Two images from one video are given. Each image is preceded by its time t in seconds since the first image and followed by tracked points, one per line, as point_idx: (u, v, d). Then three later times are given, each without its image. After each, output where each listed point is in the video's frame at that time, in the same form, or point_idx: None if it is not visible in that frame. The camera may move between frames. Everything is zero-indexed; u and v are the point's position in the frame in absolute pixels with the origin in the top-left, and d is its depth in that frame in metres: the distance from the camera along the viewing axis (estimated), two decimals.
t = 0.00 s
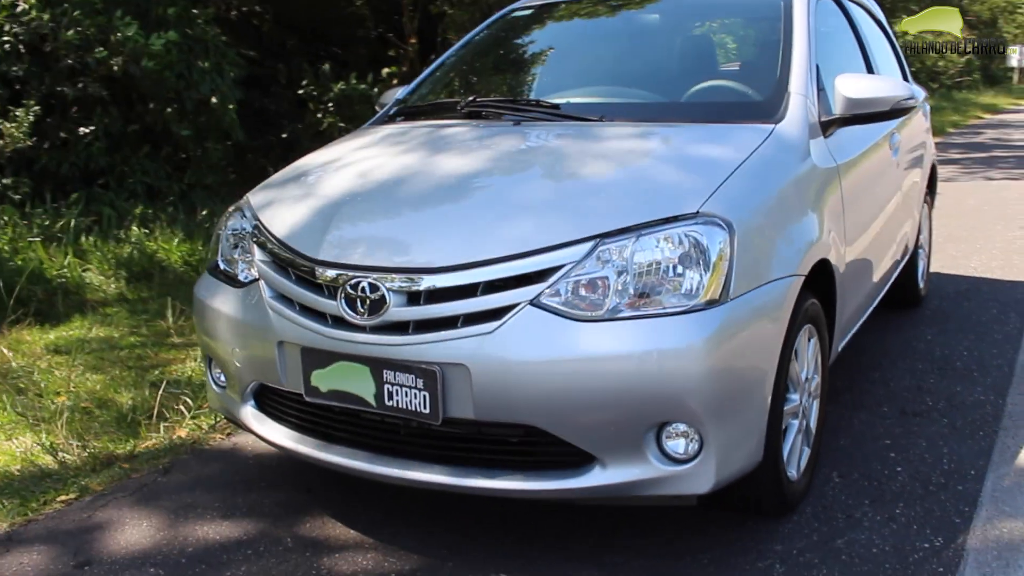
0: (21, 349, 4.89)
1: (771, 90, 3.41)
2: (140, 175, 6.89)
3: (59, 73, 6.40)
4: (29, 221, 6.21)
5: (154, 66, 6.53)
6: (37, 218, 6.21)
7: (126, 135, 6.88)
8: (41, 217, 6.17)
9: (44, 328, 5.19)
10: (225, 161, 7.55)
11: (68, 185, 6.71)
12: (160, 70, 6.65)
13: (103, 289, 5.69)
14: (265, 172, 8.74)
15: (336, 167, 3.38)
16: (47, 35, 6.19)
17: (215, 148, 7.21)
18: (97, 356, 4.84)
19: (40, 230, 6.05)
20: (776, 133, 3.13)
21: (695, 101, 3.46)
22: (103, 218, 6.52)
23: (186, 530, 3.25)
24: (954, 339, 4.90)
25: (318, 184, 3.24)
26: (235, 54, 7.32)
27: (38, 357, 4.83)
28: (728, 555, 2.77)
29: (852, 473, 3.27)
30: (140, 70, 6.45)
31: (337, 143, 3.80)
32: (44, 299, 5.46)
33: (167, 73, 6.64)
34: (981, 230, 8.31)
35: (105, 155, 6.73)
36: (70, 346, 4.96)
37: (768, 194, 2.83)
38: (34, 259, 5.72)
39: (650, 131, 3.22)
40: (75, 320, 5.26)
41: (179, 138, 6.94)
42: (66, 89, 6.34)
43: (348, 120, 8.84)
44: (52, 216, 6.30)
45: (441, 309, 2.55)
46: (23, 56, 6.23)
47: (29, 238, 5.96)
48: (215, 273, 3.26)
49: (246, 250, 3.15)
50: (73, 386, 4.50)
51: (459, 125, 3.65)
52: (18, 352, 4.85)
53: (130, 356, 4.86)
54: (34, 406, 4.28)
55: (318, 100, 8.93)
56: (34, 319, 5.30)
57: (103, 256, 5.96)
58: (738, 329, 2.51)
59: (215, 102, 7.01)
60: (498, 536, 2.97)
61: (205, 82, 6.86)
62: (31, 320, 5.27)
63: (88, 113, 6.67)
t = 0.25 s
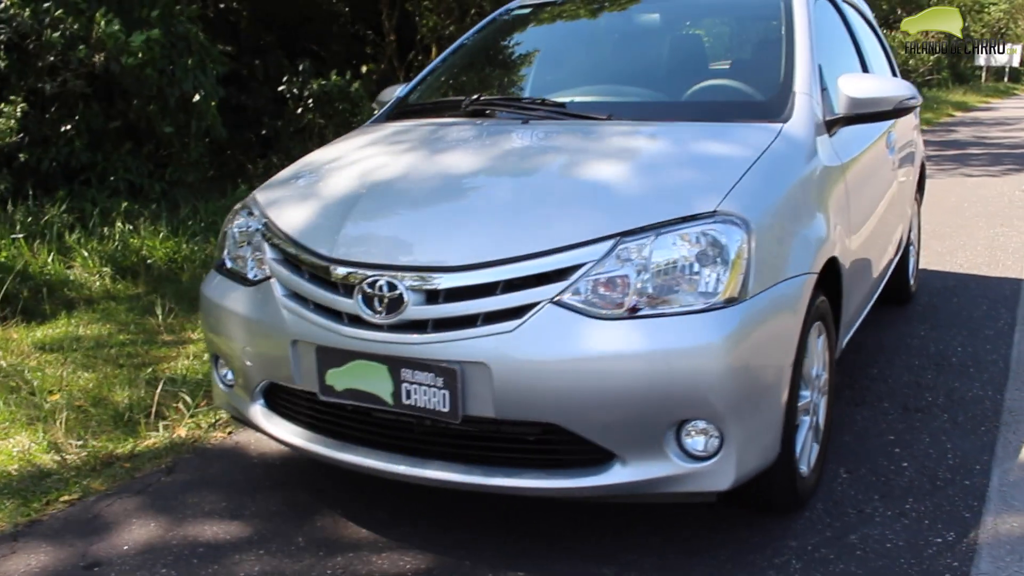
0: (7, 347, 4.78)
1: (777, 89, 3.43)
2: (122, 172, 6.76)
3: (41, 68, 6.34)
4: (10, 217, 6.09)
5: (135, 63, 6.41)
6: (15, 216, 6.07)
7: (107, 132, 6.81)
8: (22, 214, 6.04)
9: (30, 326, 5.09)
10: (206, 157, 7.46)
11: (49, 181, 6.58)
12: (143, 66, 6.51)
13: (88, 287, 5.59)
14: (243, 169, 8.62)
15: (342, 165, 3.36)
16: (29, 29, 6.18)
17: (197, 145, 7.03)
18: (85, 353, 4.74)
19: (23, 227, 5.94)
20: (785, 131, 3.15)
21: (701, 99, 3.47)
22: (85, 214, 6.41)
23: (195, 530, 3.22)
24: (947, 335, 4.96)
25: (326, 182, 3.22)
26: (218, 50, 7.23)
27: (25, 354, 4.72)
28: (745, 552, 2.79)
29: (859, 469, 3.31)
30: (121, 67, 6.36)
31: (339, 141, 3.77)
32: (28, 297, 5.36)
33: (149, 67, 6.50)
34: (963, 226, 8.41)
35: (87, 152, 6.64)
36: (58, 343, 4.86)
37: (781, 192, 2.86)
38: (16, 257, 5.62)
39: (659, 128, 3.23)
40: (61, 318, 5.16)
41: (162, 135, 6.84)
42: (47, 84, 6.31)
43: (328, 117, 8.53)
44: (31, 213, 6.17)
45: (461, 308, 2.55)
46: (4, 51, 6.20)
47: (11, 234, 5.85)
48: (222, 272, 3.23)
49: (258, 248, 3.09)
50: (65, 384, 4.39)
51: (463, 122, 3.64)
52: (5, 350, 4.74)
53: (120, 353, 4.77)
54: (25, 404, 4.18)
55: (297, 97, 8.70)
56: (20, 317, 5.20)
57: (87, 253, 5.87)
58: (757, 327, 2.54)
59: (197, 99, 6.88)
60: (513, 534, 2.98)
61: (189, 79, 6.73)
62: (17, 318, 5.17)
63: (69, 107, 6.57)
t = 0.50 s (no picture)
0: None
1: (780, 85, 3.41)
2: (112, 172, 6.69)
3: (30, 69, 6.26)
4: None
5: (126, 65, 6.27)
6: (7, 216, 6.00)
7: (96, 132, 6.73)
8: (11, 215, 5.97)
9: (22, 328, 5.02)
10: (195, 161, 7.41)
11: (39, 182, 6.58)
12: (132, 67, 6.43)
13: (79, 287, 5.53)
14: (231, 169, 8.53)
15: (342, 164, 3.32)
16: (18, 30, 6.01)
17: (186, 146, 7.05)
18: (78, 354, 4.68)
19: (13, 228, 5.87)
20: (790, 129, 3.13)
21: (704, 96, 3.45)
22: (75, 215, 6.34)
23: (196, 533, 3.18)
24: (946, 334, 4.95)
25: (327, 181, 3.18)
26: (207, 51, 7.14)
27: (18, 357, 4.66)
28: (753, 554, 2.78)
29: (864, 470, 3.30)
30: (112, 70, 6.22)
31: (337, 140, 3.74)
32: (18, 299, 5.30)
33: (139, 66, 6.42)
34: (958, 223, 8.41)
35: (76, 152, 6.59)
36: (51, 345, 4.80)
37: (789, 191, 2.84)
38: (5, 258, 5.56)
39: (662, 125, 3.20)
40: (52, 319, 5.10)
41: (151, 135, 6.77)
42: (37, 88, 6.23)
43: (315, 117, 8.49)
44: (21, 213, 6.10)
45: (468, 308, 2.52)
46: None
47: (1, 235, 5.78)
48: (221, 272, 3.18)
49: (259, 249, 3.04)
50: (59, 386, 4.34)
51: (463, 121, 3.61)
52: None
53: (113, 355, 4.71)
54: (19, 407, 4.12)
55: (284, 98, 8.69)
56: (11, 319, 5.14)
57: (78, 253, 5.81)
58: (766, 328, 2.52)
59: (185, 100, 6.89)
60: (519, 536, 2.95)
61: (178, 78, 6.69)
62: (8, 320, 5.10)
63: (57, 108, 6.49)
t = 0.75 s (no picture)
0: None
1: (782, 80, 3.37)
2: (102, 174, 6.61)
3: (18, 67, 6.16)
4: None
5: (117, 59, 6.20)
6: None
7: (85, 133, 6.62)
8: None
9: (11, 331, 4.95)
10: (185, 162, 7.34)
11: (27, 183, 6.52)
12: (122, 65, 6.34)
13: (68, 290, 5.44)
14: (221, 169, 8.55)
15: (339, 163, 3.26)
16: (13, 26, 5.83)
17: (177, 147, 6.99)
18: (69, 358, 4.62)
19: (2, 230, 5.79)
20: (794, 124, 3.09)
21: (705, 92, 3.40)
22: (65, 216, 6.27)
23: (191, 539, 3.12)
24: (945, 331, 4.93)
25: (323, 180, 3.12)
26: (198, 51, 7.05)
27: (8, 361, 4.59)
28: (758, 556, 2.74)
29: (868, 469, 3.26)
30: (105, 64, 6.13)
31: (333, 138, 3.68)
32: (7, 301, 5.23)
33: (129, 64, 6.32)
34: (953, 220, 8.40)
35: (65, 154, 6.53)
36: (41, 348, 4.73)
37: (794, 188, 2.79)
38: None
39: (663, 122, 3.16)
40: (42, 322, 5.04)
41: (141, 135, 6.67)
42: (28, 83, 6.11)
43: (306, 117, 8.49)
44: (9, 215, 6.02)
45: (469, 309, 2.47)
46: None
47: None
48: (216, 274, 3.13)
49: (255, 250, 2.99)
50: (49, 390, 4.27)
51: (461, 118, 3.55)
52: None
53: (105, 358, 4.64)
54: (9, 412, 4.05)
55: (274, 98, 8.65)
56: None
57: (67, 255, 5.75)
58: (773, 327, 2.48)
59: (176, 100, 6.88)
60: (520, 541, 2.90)
61: (168, 78, 6.64)
62: None
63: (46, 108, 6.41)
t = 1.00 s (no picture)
0: None
1: (780, 76, 3.33)
2: (91, 173, 6.53)
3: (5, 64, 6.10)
4: None
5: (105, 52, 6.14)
6: None
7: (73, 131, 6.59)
8: None
9: None
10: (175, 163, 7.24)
11: (15, 183, 6.48)
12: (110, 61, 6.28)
13: (56, 290, 5.36)
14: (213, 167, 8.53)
15: (334, 161, 3.21)
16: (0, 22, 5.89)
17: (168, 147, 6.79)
18: (58, 359, 4.55)
19: None
20: (794, 119, 3.05)
21: (703, 87, 3.37)
22: (53, 216, 6.19)
23: (185, 547, 3.07)
24: (941, 326, 4.91)
25: (318, 179, 3.07)
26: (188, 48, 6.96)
27: None
28: (762, 557, 2.71)
29: (870, 466, 3.24)
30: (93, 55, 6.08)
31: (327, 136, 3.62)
32: None
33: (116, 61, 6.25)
34: (944, 214, 8.39)
35: (54, 153, 6.44)
36: (29, 350, 4.66)
37: (795, 184, 2.76)
38: None
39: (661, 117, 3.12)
40: (30, 324, 4.97)
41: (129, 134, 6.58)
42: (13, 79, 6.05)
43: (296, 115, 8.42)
44: None
45: (468, 310, 2.43)
46: None
47: None
48: (208, 275, 3.07)
49: (248, 251, 2.93)
50: (37, 393, 4.20)
51: (455, 115, 3.50)
52: None
53: (94, 360, 4.58)
54: None
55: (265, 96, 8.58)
56: None
57: (56, 254, 5.68)
58: (777, 325, 2.44)
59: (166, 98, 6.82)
60: (520, 544, 2.86)
61: (157, 76, 6.57)
62: None
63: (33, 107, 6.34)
